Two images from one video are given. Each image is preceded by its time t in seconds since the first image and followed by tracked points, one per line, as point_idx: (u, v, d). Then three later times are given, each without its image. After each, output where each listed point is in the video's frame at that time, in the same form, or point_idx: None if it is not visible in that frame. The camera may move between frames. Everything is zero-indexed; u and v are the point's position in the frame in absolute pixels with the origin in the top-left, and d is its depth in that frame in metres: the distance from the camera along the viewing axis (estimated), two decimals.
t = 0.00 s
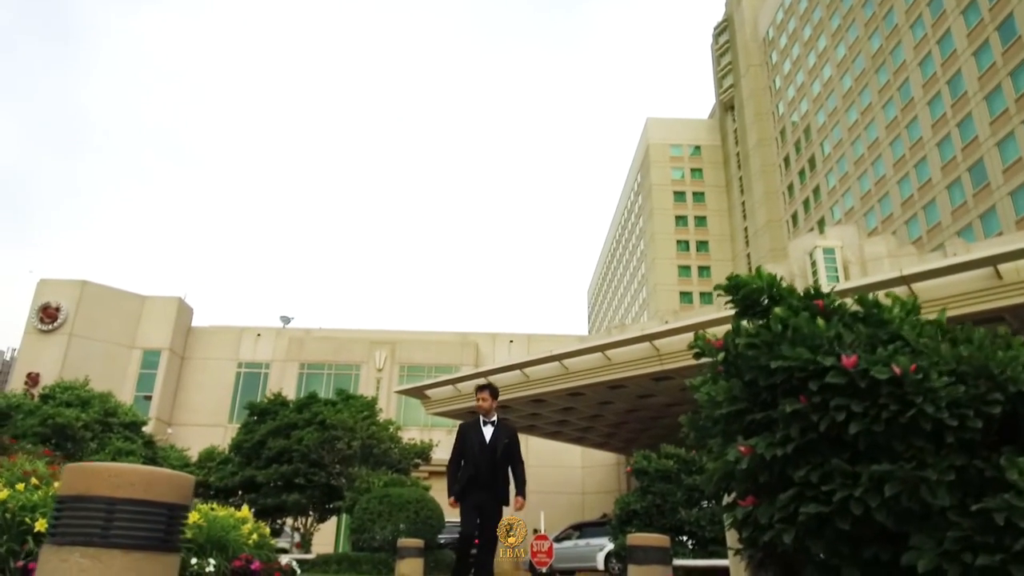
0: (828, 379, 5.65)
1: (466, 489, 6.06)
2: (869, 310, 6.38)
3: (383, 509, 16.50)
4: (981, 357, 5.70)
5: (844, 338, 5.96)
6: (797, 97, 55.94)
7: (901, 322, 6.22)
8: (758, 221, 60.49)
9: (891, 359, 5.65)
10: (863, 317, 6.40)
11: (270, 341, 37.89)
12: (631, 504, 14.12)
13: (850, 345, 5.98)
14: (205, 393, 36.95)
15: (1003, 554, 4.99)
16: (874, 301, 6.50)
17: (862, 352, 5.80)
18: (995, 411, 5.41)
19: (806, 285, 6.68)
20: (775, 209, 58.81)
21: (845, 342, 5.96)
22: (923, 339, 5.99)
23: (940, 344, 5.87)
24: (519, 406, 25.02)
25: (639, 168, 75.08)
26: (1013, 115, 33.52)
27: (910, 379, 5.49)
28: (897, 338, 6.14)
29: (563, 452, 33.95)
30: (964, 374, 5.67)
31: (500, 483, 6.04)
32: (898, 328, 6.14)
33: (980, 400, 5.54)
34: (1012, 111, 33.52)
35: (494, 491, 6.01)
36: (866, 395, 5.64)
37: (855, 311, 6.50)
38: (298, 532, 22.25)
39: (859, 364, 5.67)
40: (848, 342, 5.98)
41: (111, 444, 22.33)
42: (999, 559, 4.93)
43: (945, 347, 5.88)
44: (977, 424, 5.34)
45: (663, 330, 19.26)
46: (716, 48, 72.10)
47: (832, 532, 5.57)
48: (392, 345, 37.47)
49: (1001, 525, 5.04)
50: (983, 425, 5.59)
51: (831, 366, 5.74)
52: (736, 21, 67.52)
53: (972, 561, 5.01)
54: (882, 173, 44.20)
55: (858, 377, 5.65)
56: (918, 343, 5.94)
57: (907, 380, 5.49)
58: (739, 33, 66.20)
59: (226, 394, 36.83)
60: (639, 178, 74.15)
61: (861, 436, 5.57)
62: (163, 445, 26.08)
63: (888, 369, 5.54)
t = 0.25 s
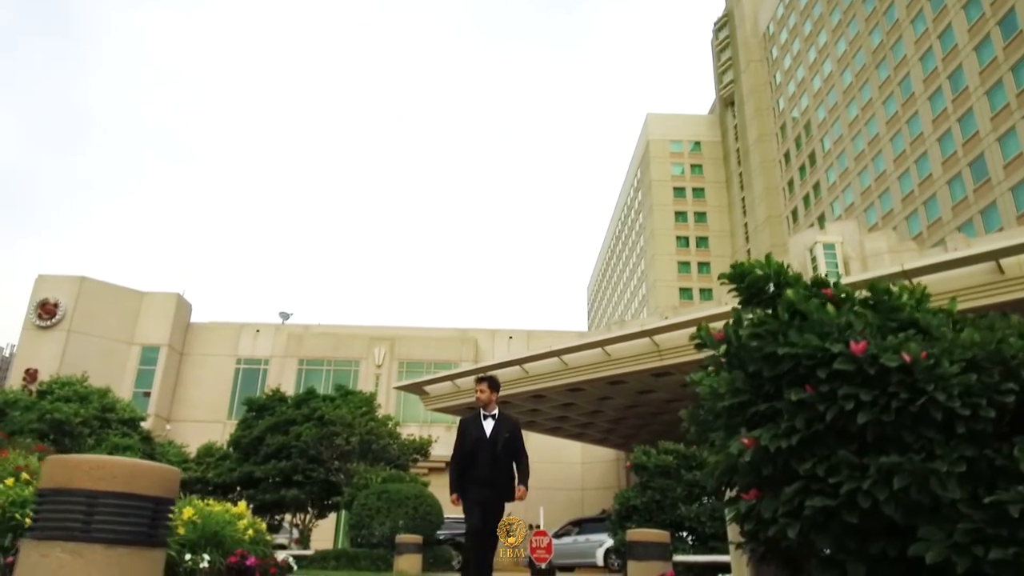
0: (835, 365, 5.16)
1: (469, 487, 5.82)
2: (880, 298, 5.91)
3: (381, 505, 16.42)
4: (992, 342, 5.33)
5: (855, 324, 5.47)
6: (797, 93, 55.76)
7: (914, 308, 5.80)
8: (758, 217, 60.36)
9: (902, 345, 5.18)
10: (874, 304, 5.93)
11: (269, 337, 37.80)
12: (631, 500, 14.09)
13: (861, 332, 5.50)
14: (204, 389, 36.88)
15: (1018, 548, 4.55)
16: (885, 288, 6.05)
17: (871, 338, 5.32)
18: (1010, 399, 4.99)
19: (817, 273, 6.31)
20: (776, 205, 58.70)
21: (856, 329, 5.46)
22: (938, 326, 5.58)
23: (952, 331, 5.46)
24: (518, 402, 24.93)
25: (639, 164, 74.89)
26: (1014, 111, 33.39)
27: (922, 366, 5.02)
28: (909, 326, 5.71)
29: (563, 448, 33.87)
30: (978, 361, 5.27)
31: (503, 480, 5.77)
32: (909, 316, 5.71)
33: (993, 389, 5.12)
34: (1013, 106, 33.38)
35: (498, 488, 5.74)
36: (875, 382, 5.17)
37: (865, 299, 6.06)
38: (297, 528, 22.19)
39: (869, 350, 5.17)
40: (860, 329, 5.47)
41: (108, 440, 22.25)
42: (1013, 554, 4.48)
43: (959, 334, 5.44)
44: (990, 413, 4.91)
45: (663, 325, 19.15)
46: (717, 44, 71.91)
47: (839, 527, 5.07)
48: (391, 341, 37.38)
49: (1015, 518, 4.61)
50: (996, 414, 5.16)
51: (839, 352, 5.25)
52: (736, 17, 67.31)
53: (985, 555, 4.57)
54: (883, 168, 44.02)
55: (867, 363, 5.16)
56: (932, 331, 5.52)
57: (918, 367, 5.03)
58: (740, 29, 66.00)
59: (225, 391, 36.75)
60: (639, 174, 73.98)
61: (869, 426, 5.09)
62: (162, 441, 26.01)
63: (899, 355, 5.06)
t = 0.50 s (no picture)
0: (843, 351, 5.05)
1: (468, 481, 5.63)
2: (888, 284, 5.79)
3: (377, 499, 16.32)
4: (1005, 328, 5.18)
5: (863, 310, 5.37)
6: (795, 88, 55.70)
7: (920, 294, 5.72)
8: (755, 212, 60.35)
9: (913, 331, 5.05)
10: (881, 291, 5.81)
11: (265, 331, 37.66)
12: (628, 494, 14.02)
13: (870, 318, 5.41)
14: (200, 383, 36.76)
15: None
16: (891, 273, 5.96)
17: (879, 323, 5.21)
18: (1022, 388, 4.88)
19: (819, 258, 6.12)
20: (774, 200, 58.65)
21: (864, 315, 5.38)
22: (946, 312, 5.48)
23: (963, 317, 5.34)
24: (515, 396, 24.89)
25: (637, 159, 74.75)
26: (1013, 106, 33.31)
27: (931, 352, 4.92)
28: (918, 313, 5.63)
29: (560, 443, 33.86)
30: (988, 348, 5.15)
31: (503, 473, 5.58)
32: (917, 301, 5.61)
33: (1002, 376, 5.01)
34: (1012, 101, 33.31)
35: (497, 482, 5.56)
36: (883, 368, 5.06)
37: (871, 285, 5.94)
38: (293, 522, 22.15)
39: (877, 335, 5.05)
40: (867, 315, 5.39)
41: (103, 434, 22.16)
42: None
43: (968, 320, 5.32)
44: (1001, 402, 4.80)
45: (661, 319, 19.07)
46: (715, 39, 71.77)
47: (844, 516, 5.01)
48: (388, 335, 37.27)
49: None
50: (1007, 403, 5.04)
51: (847, 337, 5.14)
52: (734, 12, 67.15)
53: (997, 546, 4.47)
54: (881, 163, 44.00)
55: (876, 349, 5.04)
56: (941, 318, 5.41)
57: (928, 354, 4.92)
58: (738, 23, 65.86)
59: (221, 384, 36.65)
60: (636, 168, 73.87)
61: (876, 414, 4.99)
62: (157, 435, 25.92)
63: (908, 341, 4.95)
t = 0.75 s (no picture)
0: (847, 337, 4.98)
1: (466, 469, 5.37)
2: (892, 266, 5.75)
3: (372, 489, 16.28)
4: (1014, 313, 5.10)
5: (868, 294, 5.30)
6: (793, 79, 55.57)
7: (928, 276, 5.66)
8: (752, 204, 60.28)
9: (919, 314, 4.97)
10: (886, 275, 5.75)
11: (261, 322, 37.53)
12: (624, 484, 13.99)
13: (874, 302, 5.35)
14: (195, 373, 36.66)
15: None
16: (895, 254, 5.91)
17: (884, 307, 5.15)
18: None
19: (827, 240, 5.97)
20: (770, 192, 58.60)
21: (869, 299, 5.30)
22: (953, 297, 5.41)
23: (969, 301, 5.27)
24: (511, 386, 24.84)
25: (634, 150, 74.56)
26: (1010, 97, 33.24)
27: (939, 335, 4.85)
28: (923, 296, 5.56)
29: (556, 434, 33.85)
30: (996, 333, 5.06)
31: (504, 460, 5.35)
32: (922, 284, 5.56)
33: (1011, 359, 4.94)
34: (1009, 93, 33.24)
35: (499, 468, 5.31)
36: (889, 354, 4.99)
37: (875, 268, 5.87)
38: (289, 511, 22.14)
39: (882, 321, 4.99)
40: (872, 299, 5.33)
41: (98, 423, 22.10)
42: None
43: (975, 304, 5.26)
44: (1009, 385, 4.73)
45: (658, 309, 18.99)
46: (713, 30, 71.53)
47: (848, 505, 4.93)
48: (384, 325, 37.17)
49: None
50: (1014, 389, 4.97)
51: (852, 322, 5.08)
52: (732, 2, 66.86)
53: (1005, 535, 4.28)
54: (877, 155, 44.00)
55: (881, 334, 4.97)
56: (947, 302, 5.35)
57: (936, 337, 4.85)
58: (736, 14, 65.62)
59: (217, 375, 36.54)
60: (634, 160, 73.73)
61: (881, 401, 4.93)
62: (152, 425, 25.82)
63: (914, 325, 4.88)
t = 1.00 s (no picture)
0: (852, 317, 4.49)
1: (468, 450, 5.29)
2: (900, 245, 5.27)
3: (369, 476, 16.24)
4: None
5: (874, 274, 4.81)
6: (791, 67, 55.34)
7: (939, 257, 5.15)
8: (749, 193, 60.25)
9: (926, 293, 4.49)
10: (893, 254, 5.28)
11: (256, 309, 37.40)
12: (621, 471, 13.95)
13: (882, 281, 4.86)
14: (191, 361, 36.57)
15: None
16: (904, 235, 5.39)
17: (890, 286, 4.66)
18: None
19: (836, 217, 5.44)
20: (767, 180, 58.55)
21: (874, 279, 4.81)
22: (963, 276, 4.94)
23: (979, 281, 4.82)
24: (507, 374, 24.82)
25: (631, 138, 74.27)
26: (1008, 86, 33.15)
27: (947, 315, 4.38)
28: (931, 275, 5.07)
29: (552, 421, 33.91)
30: (1007, 313, 4.60)
31: (507, 440, 5.29)
32: (932, 264, 5.08)
33: None
34: (1008, 82, 33.15)
35: (501, 448, 5.26)
36: (894, 335, 4.50)
37: (882, 248, 5.37)
38: (286, 498, 22.16)
39: (887, 301, 4.51)
40: (878, 279, 4.84)
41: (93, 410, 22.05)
42: None
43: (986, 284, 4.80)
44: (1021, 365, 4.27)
45: (655, 297, 18.93)
46: (711, 17, 71.14)
47: (854, 489, 4.40)
48: (381, 313, 37.08)
49: None
50: None
51: (857, 303, 4.59)
52: None
53: (1010, 518, 3.86)
54: (875, 143, 43.92)
55: (886, 316, 4.49)
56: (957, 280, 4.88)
57: (943, 318, 4.38)
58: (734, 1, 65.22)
59: (212, 363, 36.46)
60: (631, 148, 73.50)
61: (888, 381, 4.44)
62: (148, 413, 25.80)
63: (922, 304, 4.41)
